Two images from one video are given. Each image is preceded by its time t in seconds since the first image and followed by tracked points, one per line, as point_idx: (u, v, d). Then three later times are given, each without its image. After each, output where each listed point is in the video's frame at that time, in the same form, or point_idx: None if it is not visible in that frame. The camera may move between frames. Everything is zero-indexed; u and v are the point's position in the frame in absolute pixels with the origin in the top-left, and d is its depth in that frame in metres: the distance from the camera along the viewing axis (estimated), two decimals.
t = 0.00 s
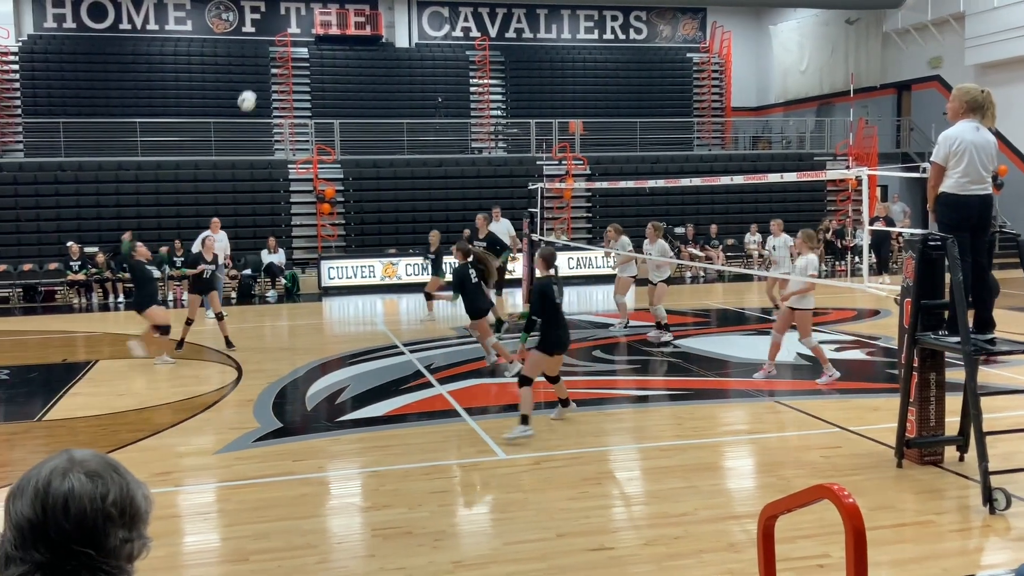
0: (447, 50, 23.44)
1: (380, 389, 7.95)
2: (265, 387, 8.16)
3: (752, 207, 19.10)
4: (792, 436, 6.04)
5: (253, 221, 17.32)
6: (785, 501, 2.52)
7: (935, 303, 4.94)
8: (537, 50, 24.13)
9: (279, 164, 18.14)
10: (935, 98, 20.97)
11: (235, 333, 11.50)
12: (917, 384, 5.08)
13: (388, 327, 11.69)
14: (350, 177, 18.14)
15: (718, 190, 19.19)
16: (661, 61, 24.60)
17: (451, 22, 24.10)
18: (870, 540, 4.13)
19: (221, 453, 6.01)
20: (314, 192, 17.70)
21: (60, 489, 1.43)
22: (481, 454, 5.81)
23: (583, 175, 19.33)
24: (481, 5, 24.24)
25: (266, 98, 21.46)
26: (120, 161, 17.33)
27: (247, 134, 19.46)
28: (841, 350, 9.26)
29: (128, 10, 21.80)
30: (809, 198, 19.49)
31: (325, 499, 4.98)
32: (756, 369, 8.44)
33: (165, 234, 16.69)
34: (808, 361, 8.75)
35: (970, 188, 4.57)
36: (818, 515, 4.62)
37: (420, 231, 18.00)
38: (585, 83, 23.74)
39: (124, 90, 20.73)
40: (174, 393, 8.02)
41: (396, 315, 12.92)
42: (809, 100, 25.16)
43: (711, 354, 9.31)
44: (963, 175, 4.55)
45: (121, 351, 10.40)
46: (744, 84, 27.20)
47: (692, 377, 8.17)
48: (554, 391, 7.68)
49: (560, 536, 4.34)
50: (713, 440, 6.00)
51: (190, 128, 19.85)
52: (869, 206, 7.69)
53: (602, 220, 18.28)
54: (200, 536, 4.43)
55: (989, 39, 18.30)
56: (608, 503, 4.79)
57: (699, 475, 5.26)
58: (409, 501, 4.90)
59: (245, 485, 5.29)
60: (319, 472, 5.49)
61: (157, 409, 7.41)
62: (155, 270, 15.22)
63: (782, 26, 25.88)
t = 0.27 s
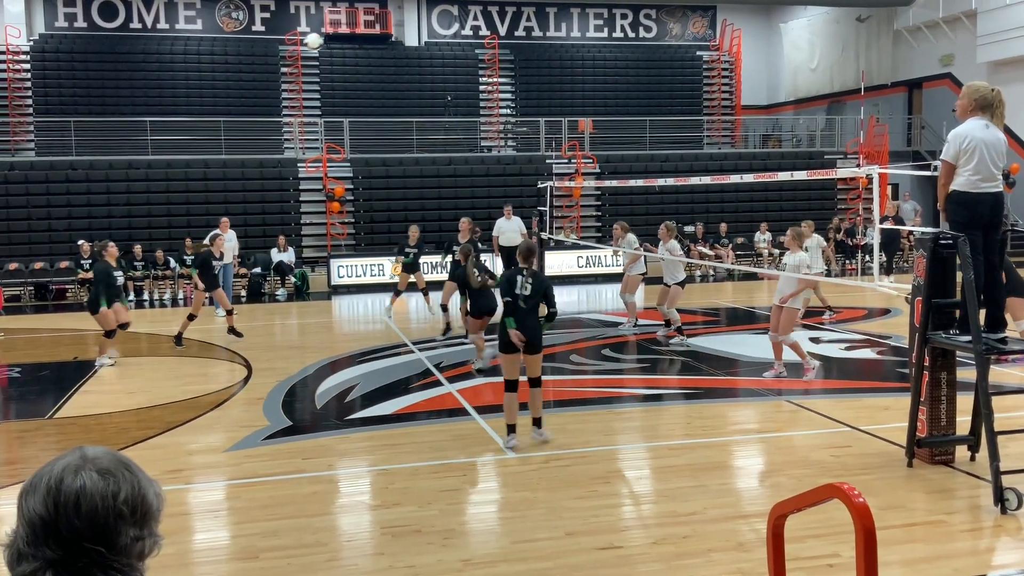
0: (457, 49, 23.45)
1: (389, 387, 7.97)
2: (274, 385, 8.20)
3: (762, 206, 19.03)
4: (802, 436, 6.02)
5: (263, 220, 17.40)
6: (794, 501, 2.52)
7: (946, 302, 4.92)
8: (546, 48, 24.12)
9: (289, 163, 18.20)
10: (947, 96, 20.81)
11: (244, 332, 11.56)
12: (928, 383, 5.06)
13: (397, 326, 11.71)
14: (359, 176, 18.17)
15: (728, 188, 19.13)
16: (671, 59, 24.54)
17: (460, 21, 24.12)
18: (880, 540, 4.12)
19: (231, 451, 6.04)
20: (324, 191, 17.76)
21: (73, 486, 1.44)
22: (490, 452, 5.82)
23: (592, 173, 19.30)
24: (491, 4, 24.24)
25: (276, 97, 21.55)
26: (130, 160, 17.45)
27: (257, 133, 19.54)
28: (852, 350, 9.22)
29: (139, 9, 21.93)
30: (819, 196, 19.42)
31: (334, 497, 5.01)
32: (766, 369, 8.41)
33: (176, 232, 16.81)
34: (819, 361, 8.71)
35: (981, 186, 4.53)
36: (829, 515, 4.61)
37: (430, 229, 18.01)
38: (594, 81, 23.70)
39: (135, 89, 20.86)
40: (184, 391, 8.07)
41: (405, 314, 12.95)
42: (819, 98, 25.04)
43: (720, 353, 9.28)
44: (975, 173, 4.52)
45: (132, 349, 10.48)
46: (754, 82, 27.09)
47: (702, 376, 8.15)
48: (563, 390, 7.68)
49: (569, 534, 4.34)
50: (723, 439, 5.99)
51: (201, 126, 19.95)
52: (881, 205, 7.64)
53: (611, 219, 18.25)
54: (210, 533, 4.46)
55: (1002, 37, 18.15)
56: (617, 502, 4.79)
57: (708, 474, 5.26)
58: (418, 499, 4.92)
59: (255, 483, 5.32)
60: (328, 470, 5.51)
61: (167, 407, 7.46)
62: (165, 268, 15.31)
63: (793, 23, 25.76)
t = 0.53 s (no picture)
0: (464, 49, 23.49)
1: (397, 387, 7.99)
2: (282, 385, 8.23)
3: (770, 205, 18.98)
4: (811, 436, 6.01)
5: (271, 220, 17.46)
6: (803, 501, 2.52)
7: (956, 302, 4.90)
8: (554, 48, 24.12)
9: (297, 163, 18.26)
10: (956, 95, 20.70)
11: (252, 331, 11.61)
12: (937, 384, 5.04)
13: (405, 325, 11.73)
14: (367, 176, 18.22)
15: (735, 187, 19.09)
16: (679, 59, 24.52)
17: (468, 21, 24.15)
18: (889, 541, 4.11)
19: (239, 450, 6.07)
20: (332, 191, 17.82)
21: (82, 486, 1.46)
22: (498, 452, 5.83)
23: (600, 173, 19.30)
24: (498, 4, 24.26)
25: (285, 98, 21.63)
26: (139, 160, 17.55)
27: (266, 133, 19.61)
28: (860, 350, 9.18)
29: (148, 10, 22.04)
30: (828, 196, 19.37)
31: (342, 496, 5.03)
32: (774, 369, 8.40)
33: (185, 232, 16.89)
34: (827, 361, 8.68)
35: (989, 185, 4.52)
36: (838, 515, 4.61)
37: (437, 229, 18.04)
38: (602, 81, 23.70)
39: (144, 89, 20.98)
40: (193, 391, 8.11)
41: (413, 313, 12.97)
42: (828, 98, 24.98)
43: (729, 354, 9.26)
44: (982, 172, 4.50)
45: (141, 348, 10.54)
46: (762, 82, 27.04)
47: (710, 376, 8.14)
48: (571, 390, 7.68)
49: (577, 534, 4.35)
50: (731, 440, 5.99)
51: (209, 126, 20.04)
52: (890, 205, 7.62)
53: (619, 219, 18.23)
54: (219, 532, 4.49)
55: (1011, 36, 18.05)
56: (625, 502, 4.79)
57: (715, 474, 5.25)
58: (426, 499, 4.93)
59: (263, 482, 5.34)
60: (336, 470, 5.54)
61: (176, 406, 7.50)
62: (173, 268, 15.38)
63: (801, 23, 25.68)
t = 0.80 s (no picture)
0: (469, 49, 23.48)
1: (402, 387, 8.00)
2: (287, 385, 8.24)
3: (775, 205, 18.95)
4: (816, 436, 6.00)
5: (276, 220, 17.49)
6: (808, 502, 2.52)
7: (962, 302, 4.88)
8: (559, 47, 24.11)
9: (302, 163, 18.28)
10: (962, 95, 20.62)
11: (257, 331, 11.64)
12: (943, 384, 5.03)
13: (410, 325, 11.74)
14: (372, 176, 18.24)
15: (740, 186, 19.05)
16: (684, 58, 24.48)
17: (473, 21, 24.15)
18: (895, 541, 4.10)
19: (244, 450, 6.09)
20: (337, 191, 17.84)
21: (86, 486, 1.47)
22: (503, 453, 5.83)
23: (605, 173, 19.29)
24: (503, 4, 24.26)
25: (290, 99, 21.67)
26: (145, 160, 17.61)
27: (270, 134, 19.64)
28: (866, 350, 9.16)
29: (153, 10, 22.09)
30: (833, 196, 19.33)
31: (347, 496, 5.04)
32: (780, 369, 8.38)
33: (190, 232, 16.94)
34: (833, 361, 8.66)
35: (994, 185, 4.50)
36: (843, 515, 4.60)
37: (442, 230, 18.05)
38: (607, 81, 23.67)
39: (149, 90, 21.03)
40: (198, 391, 8.14)
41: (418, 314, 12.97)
42: (834, 98, 24.91)
43: (734, 354, 9.25)
44: (987, 172, 4.48)
45: (146, 348, 10.57)
46: (768, 82, 26.98)
47: (716, 377, 8.12)
48: (576, 390, 7.68)
49: (581, 535, 4.35)
50: (736, 440, 5.98)
51: (215, 127, 20.08)
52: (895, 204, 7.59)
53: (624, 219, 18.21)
54: (224, 532, 4.50)
55: (1017, 36, 17.97)
56: (630, 503, 4.79)
57: (721, 474, 5.25)
58: (431, 499, 4.94)
59: (268, 482, 5.36)
60: (341, 470, 5.55)
61: (181, 406, 7.52)
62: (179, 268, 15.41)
63: (807, 22, 25.60)
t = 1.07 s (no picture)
0: (471, 49, 23.49)
1: (403, 387, 8.01)
2: (288, 385, 8.25)
3: (777, 205, 18.93)
4: (817, 436, 5.99)
5: (278, 220, 17.49)
6: (810, 502, 2.51)
7: (963, 302, 4.88)
8: (560, 48, 24.10)
9: (304, 163, 18.30)
10: (964, 95, 20.59)
11: (259, 331, 11.66)
12: (945, 384, 5.01)
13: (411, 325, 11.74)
14: (374, 176, 18.25)
15: (742, 186, 19.05)
16: (686, 58, 24.48)
17: (474, 21, 24.15)
18: (897, 541, 4.10)
19: (246, 450, 6.09)
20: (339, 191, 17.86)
21: (81, 474, 1.38)
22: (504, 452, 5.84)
23: (606, 173, 19.29)
24: (505, 4, 24.25)
25: (291, 98, 21.69)
26: (147, 160, 17.62)
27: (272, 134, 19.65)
28: (868, 350, 9.14)
29: (155, 11, 22.12)
30: (835, 196, 19.32)
31: (348, 496, 5.04)
32: (781, 369, 8.37)
33: (192, 232, 16.95)
34: (835, 361, 8.66)
35: (997, 186, 4.49)
36: (845, 515, 4.60)
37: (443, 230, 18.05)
38: (608, 81, 23.68)
39: (151, 90, 21.06)
40: (200, 391, 8.15)
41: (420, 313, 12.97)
42: (835, 98, 24.88)
43: (736, 353, 9.25)
44: (989, 172, 4.48)
45: (148, 348, 10.58)
46: (769, 82, 26.97)
47: (718, 377, 8.12)
48: (577, 390, 7.68)
49: (583, 535, 4.35)
50: (738, 440, 5.98)
51: (216, 127, 20.10)
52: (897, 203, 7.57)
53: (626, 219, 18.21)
54: (226, 532, 4.51)
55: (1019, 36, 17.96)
56: (631, 502, 4.79)
57: (723, 474, 5.25)
58: (432, 499, 4.94)
59: (270, 482, 5.36)
60: (343, 470, 5.55)
61: (182, 406, 7.52)
62: (181, 268, 15.41)
63: (809, 22, 25.57)
